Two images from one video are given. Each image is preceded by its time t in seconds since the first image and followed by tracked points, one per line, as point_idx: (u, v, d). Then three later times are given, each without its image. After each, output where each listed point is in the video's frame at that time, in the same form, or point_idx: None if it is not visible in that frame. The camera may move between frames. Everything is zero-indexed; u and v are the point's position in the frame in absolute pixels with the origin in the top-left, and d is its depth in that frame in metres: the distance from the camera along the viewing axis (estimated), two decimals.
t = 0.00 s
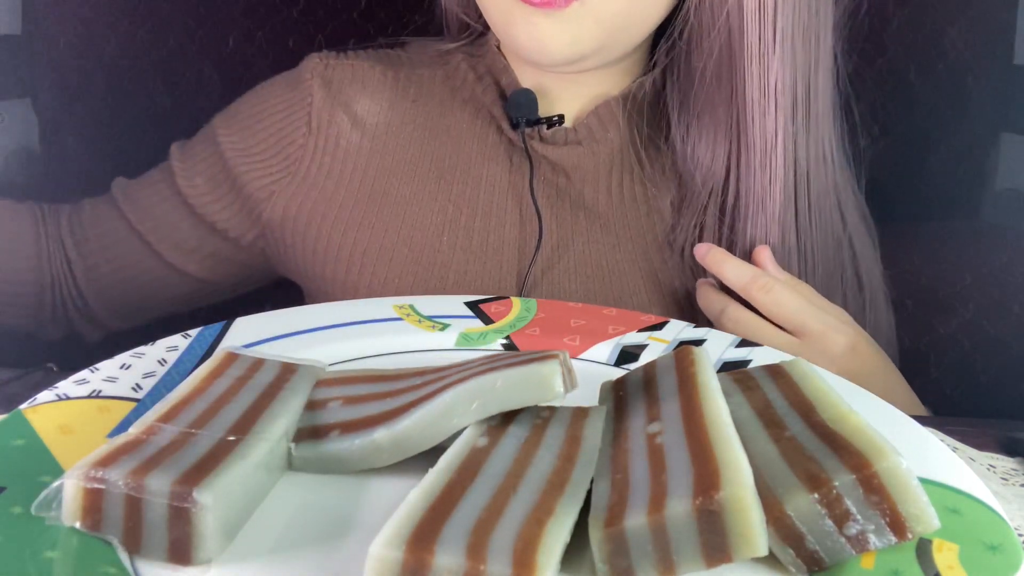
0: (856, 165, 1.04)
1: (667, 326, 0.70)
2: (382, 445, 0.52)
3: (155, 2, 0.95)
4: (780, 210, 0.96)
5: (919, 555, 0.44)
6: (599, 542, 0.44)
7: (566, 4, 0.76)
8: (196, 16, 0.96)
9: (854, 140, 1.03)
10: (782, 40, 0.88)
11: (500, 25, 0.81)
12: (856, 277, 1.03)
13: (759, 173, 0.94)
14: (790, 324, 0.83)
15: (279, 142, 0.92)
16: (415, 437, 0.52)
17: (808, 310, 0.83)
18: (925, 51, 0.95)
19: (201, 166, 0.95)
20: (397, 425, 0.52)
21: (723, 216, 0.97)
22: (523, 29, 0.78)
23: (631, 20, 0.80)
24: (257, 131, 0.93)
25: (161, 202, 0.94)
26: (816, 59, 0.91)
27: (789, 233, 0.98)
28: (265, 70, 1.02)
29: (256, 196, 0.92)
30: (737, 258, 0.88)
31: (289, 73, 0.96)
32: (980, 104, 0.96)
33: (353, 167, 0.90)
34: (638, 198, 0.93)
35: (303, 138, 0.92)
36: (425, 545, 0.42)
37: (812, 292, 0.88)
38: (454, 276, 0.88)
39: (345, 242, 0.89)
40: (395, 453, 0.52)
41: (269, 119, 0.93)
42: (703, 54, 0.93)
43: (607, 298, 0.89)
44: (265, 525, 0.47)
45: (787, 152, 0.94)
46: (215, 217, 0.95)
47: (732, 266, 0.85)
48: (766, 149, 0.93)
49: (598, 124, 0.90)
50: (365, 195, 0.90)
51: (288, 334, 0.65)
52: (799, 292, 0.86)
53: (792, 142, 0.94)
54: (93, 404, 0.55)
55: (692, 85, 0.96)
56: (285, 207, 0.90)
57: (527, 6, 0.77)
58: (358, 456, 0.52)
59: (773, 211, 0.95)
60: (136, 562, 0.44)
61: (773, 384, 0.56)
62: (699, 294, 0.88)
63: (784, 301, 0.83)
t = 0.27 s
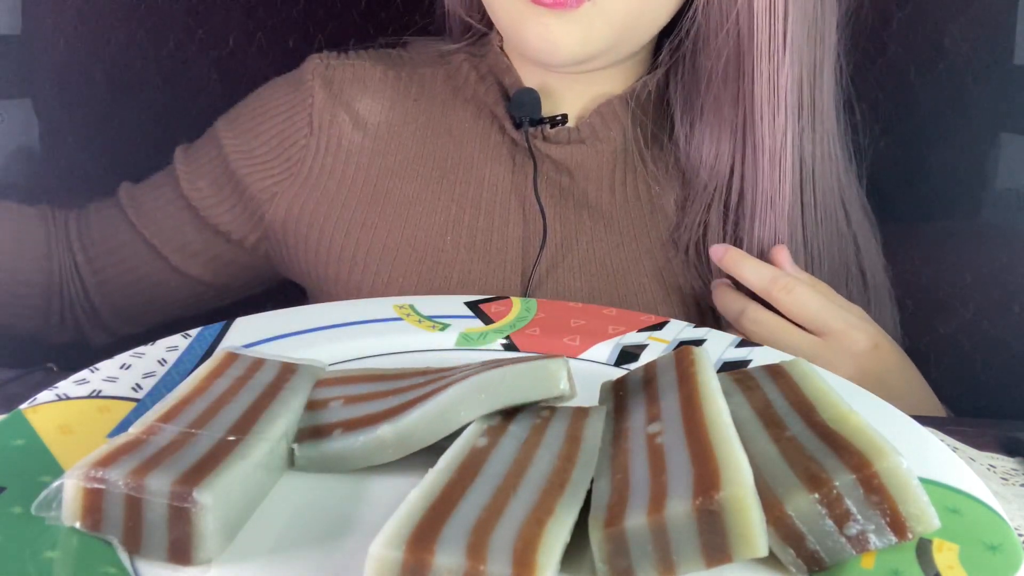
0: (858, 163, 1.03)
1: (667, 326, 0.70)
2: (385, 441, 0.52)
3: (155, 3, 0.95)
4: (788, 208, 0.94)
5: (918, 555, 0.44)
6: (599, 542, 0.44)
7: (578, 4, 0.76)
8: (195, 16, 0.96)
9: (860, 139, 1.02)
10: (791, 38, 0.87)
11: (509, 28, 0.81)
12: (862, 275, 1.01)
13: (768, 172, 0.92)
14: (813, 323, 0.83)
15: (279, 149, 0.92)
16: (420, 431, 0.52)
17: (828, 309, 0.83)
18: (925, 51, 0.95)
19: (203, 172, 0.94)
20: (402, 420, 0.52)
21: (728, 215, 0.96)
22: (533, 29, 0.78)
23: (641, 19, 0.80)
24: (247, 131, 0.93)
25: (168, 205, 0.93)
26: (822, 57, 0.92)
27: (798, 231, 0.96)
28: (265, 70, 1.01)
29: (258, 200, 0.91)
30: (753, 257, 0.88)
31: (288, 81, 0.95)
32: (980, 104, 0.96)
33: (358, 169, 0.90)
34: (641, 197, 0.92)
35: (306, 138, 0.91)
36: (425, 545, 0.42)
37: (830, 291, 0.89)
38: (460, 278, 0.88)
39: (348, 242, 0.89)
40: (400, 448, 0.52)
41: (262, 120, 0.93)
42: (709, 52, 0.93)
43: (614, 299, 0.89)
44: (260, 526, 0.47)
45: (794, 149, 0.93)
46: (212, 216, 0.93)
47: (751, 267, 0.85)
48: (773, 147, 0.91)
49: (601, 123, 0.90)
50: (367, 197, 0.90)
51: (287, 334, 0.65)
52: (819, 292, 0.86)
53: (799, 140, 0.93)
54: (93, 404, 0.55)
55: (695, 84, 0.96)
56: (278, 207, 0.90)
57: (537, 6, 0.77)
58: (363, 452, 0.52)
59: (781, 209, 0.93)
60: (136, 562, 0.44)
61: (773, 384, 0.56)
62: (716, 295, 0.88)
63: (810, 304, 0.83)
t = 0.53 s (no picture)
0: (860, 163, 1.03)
1: (667, 326, 0.70)
2: (390, 436, 0.52)
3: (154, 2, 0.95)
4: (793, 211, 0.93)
5: (918, 555, 0.44)
6: (599, 542, 0.44)
7: (589, 5, 0.76)
8: (195, 15, 0.97)
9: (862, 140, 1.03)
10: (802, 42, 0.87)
11: (519, 29, 0.80)
12: (864, 277, 1.00)
13: (773, 175, 0.92)
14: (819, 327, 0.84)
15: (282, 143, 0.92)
16: (426, 424, 0.53)
17: (835, 312, 0.84)
18: (925, 51, 0.96)
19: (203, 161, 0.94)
20: (406, 417, 0.52)
21: (732, 217, 0.94)
22: (543, 28, 0.78)
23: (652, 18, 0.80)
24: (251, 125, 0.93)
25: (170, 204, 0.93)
26: (829, 58, 0.92)
27: (802, 233, 0.95)
28: (265, 70, 1.02)
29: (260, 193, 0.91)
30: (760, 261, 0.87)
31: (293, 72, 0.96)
32: (981, 104, 0.96)
33: (359, 166, 0.90)
34: (645, 198, 0.92)
35: (307, 136, 0.92)
36: (425, 545, 0.42)
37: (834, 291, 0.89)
38: (462, 277, 0.88)
39: (350, 240, 0.89)
40: (402, 445, 0.52)
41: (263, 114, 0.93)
42: (716, 53, 0.93)
43: (618, 299, 0.89)
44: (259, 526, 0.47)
45: (801, 151, 0.92)
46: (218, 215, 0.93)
47: (759, 269, 0.84)
48: (780, 150, 0.91)
49: (605, 124, 0.90)
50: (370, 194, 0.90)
51: (288, 334, 0.65)
52: (826, 295, 0.86)
53: (803, 141, 0.92)
54: (93, 404, 0.55)
55: (702, 85, 0.96)
56: (280, 207, 0.90)
57: (547, 6, 0.77)
58: (366, 450, 0.52)
59: (787, 211, 0.92)
60: (136, 562, 0.44)
61: (773, 384, 0.56)
62: (723, 298, 0.87)
63: (814, 307, 0.84)
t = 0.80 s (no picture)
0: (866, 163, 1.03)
1: (667, 326, 0.70)
2: (394, 433, 0.52)
3: None
4: (802, 210, 0.94)
5: (918, 555, 0.44)
6: (599, 542, 0.44)
7: (602, 6, 0.76)
8: (196, 15, 0.91)
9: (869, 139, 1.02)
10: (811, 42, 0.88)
11: (530, 30, 0.80)
12: (870, 275, 1.02)
13: (782, 174, 0.93)
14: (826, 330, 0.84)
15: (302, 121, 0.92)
16: (429, 423, 0.53)
17: (843, 316, 0.84)
18: (925, 50, 0.96)
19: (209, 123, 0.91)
20: (411, 414, 0.53)
21: (741, 216, 0.96)
22: (553, 29, 0.77)
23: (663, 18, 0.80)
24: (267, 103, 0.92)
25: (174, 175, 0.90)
26: (837, 58, 0.92)
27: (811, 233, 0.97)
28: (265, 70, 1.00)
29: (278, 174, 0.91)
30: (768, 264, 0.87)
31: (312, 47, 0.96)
32: (981, 103, 0.96)
33: (364, 159, 0.92)
34: (656, 199, 0.94)
35: (326, 126, 0.93)
36: (425, 545, 0.42)
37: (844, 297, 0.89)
38: (471, 275, 0.89)
39: (359, 238, 0.89)
40: (407, 442, 0.53)
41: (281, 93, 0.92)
42: (725, 54, 0.93)
43: (631, 297, 0.90)
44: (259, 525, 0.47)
45: (810, 151, 0.93)
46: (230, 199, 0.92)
47: (767, 272, 0.84)
48: (789, 149, 0.92)
49: (617, 123, 0.91)
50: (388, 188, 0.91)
51: (288, 334, 0.65)
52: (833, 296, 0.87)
53: (812, 142, 0.93)
54: (93, 404, 0.55)
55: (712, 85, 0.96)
56: (294, 206, 0.91)
57: (558, 7, 0.77)
58: (371, 446, 0.52)
59: (796, 210, 0.94)
60: (136, 563, 0.43)
61: (773, 384, 0.56)
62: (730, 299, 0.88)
63: (820, 307, 0.84)
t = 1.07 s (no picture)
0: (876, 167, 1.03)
1: (667, 326, 0.70)
2: (401, 433, 0.53)
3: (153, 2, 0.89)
4: (821, 219, 0.97)
5: (918, 555, 0.44)
6: (598, 542, 0.44)
7: (622, 12, 0.76)
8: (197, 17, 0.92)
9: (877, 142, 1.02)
10: (835, 51, 0.89)
11: (546, 31, 0.80)
12: (879, 282, 1.05)
13: (799, 184, 0.94)
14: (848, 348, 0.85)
15: (321, 111, 0.91)
16: (433, 421, 0.53)
17: (862, 330, 0.85)
18: (926, 51, 0.95)
19: (223, 100, 0.87)
20: (415, 412, 0.53)
21: (756, 223, 0.98)
22: (574, 35, 0.78)
23: (680, 23, 0.79)
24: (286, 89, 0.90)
25: (182, 156, 0.87)
26: (854, 67, 0.93)
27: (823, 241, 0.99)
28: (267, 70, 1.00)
29: (294, 163, 0.90)
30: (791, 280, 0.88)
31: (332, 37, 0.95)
32: (983, 103, 0.95)
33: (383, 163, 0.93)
34: (671, 206, 0.96)
35: (347, 120, 0.92)
36: (425, 545, 0.42)
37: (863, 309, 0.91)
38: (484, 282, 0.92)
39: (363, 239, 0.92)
40: (412, 440, 0.53)
41: (301, 80, 0.90)
42: (743, 63, 0.94)
43: (660, 308, 0.93)
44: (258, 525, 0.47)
45: (830, 160, 0.95)
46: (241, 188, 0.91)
47: (788, 289, 0.86)
48: (807, 159, 0.93)
49: (631, 130, 0.92)
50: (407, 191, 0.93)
51: (288, 334, 0.65)
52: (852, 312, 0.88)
53: (833, 151, 0.95)
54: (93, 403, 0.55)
55: (726, 93, 0.96)
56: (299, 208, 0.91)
57: (577, 12, 0.77)
58: (378, 443, 0.52)
59: (813, 219, 0.96)
60: (135, 562, 0.43)
61: (773, 384, 0.56)
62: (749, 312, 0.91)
63: (844, 327, 0.85)
